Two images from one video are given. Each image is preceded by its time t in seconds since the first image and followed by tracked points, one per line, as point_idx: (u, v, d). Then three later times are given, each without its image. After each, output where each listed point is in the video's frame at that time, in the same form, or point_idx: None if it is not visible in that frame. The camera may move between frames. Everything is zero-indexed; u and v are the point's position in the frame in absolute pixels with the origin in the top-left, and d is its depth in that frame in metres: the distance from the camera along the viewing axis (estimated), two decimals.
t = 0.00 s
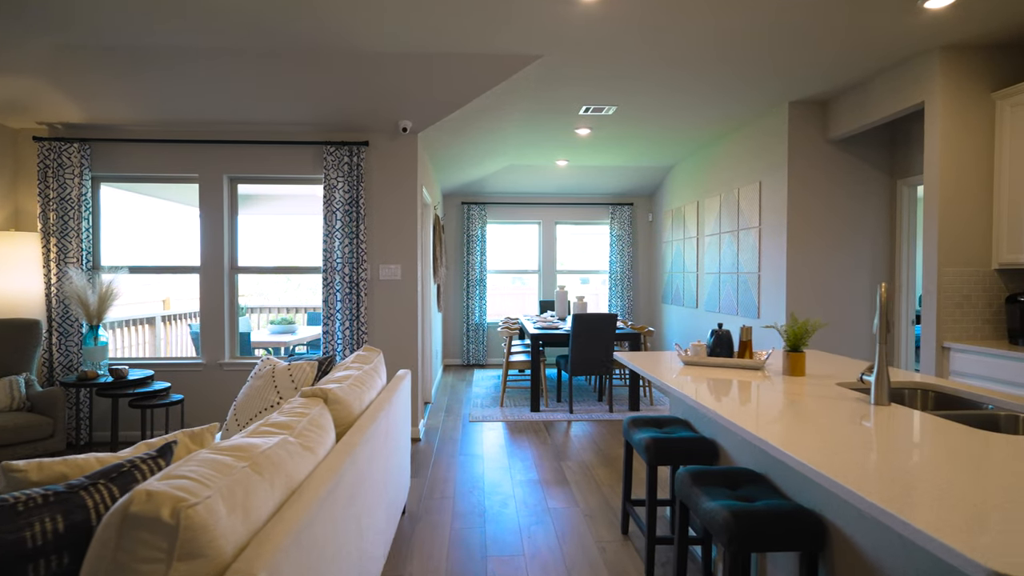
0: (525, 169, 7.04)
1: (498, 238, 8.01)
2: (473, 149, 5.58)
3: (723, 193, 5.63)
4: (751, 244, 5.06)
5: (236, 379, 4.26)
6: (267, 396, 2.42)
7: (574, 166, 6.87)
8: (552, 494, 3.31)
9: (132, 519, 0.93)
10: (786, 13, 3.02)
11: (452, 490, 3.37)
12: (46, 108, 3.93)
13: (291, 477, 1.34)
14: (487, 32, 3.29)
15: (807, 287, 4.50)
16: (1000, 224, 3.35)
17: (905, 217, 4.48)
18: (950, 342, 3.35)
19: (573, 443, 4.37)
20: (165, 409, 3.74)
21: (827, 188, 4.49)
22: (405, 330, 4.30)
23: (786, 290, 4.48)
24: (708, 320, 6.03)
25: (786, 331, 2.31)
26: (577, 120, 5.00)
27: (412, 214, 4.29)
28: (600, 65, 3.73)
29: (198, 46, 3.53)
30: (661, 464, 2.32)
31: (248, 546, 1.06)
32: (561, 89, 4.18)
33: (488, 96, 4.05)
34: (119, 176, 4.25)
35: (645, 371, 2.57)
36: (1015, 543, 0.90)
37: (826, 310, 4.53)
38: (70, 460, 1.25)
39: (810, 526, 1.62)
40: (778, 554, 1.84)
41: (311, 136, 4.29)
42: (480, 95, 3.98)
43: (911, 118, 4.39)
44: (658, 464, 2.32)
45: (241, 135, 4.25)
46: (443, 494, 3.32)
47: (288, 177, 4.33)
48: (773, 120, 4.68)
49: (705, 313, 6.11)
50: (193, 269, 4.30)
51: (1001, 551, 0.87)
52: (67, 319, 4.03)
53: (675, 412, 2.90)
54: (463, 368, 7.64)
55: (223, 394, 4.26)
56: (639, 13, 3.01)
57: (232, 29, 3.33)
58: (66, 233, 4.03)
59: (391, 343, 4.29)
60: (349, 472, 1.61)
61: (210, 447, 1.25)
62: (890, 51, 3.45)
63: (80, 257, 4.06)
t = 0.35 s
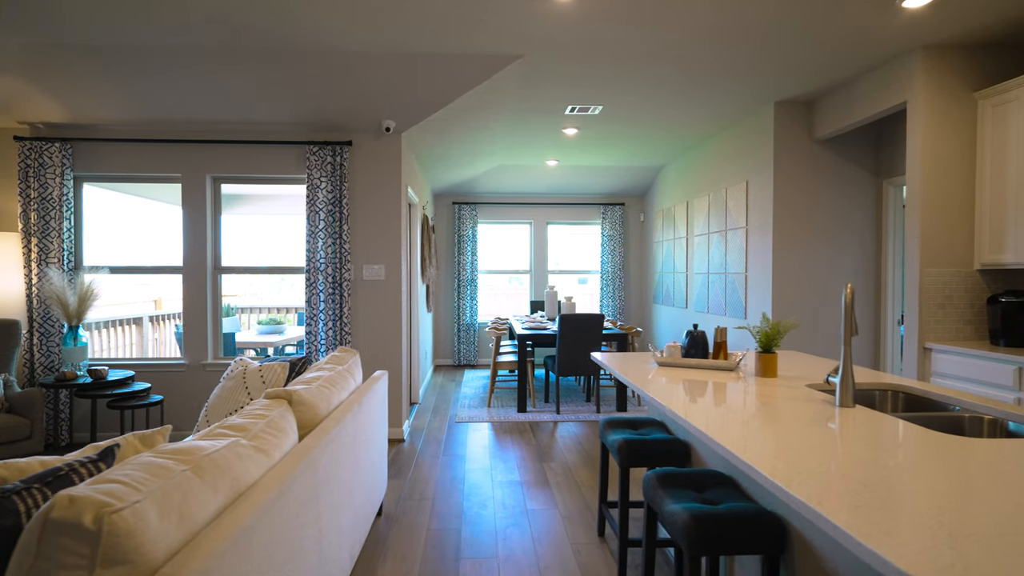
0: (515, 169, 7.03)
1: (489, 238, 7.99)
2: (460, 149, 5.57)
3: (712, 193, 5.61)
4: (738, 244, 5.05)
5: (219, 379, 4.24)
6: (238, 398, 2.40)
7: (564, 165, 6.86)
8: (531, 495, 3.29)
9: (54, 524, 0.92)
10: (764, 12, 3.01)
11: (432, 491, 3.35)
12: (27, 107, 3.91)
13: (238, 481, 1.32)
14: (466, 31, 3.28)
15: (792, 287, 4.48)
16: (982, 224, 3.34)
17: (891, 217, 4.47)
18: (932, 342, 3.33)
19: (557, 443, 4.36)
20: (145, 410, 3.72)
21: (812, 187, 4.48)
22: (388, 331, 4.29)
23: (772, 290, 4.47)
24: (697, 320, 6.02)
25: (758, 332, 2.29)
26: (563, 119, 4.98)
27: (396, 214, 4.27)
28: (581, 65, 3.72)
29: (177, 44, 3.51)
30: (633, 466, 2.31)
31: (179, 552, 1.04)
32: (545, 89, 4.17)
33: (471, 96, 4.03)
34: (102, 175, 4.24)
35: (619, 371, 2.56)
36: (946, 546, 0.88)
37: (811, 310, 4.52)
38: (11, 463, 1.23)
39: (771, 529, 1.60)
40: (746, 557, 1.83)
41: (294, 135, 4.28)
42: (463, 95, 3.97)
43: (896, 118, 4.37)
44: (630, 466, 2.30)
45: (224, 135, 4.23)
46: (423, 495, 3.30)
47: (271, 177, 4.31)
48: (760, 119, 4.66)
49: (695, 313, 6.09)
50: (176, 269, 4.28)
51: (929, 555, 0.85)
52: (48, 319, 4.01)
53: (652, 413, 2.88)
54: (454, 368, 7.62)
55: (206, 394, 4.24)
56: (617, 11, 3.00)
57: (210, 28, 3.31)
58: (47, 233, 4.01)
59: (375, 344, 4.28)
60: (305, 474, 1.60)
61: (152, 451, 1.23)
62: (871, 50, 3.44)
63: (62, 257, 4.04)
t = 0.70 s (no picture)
0: (506, 168, 7.02)
1: (481, 238, 7.98)
2: (448, 148, 5.56)
3: (701, 193, 5.61)
4: (726, 243, 5.04)
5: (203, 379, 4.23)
6: (210, 398, 2.39)
7: (555, 165, 6.85)
8: (512, 496, 3.28)
9: None
10: (744, 11, 3.00)
11: (412, 491, 3.34)
12: (10, 106, 3.90)
13: (189, 480, 1.31)
14: (447, 30, 3.28)
15: (779, 287, 4.47)
16: (965, 224, 3.33)
17: (877, 217, 4.46)
18: (914, 342, 3.32)
19: (543, 443, 4.35)
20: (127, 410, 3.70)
21: (799, 187, 4.47)
22: (373, 330, 4.28)
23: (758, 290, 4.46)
24: (687, 320, 6.01)
25: (731, 332, 2.28)
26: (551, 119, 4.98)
27: (381, 214, 4.26)
28: (564, 64, 3.71)
29: (158, 44, 3.51)
30: (607, 466, 2.30)
31: (111, 554, 1.02)
32: (530, 88, 4.16)
33: (456, 95, 4.02)
34: (86, 175, 4.23)
35: (594, 371, 2.55)
36: (876, 547, 0.86)
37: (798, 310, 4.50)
38: None
39: (734, 530, 1.59)
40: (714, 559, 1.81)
41: (279, 135, 4.27)
42: (447, 94, 3.96)
43: (883, 117, 4.36)
44: (603, 466, 2.29)
45: (208, 134, 4.22)
46: (403, 495, 3.29)
47: (257, 176, 4.30)
48: (747, 119, 4.66)
49: (685, 313, 6.08)
50: (161, 269, 4.27)
51: (855, 555, 0.84)
52: (31, 319, 4.00)
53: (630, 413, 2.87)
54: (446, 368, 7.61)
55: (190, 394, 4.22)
56: (597, 10, 2.99)
57: (191, 27, 3.31)
58: (30, 233, 3.99)
59: (360, 344, 4.27)
60: (264, 474, 1.58)
61: (98, 451, 1.22)
62: (854, 49, 3.43)
63: (45, 257, 4.02)
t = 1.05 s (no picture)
0: (496, 168, 7.01)
1: (472, 238, 7.97)
2: (435, 148, 5.55)
3: (689, 192, 5.60)
4: (713, 243, 5.03)
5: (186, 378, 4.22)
6: (180, 398, 2.38)
7: (545, 165, 6.84)
8: (491, 495, 3.27)
9: None
10: (722, 9, 2.99)
11: (391, 491, 3.33)
12: None
13: (135, 480, 1.30)
14: (426, 28, 3.27)
15: (764, 286, 4.46)
16: (946, 223, 3.31)
17: (862, 216, 4.45)
18: (895, 342, 3.31)
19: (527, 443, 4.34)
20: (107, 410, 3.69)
21: (784, 186, 4.46)
22: (357, 330, 4.27)
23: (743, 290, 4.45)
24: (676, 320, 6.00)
25: (702, 331, 2.27)
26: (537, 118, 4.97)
27: (364, 213, 4.25)
28: (546, 63, 3.70)
29: (138, 42, 3.50)
30: (578, 466, 2.29)
31: (38, 556, 1.01)
32: (514, 87, 4.15)
33: (439, 94, 4.01)
34: (69, 174, 4.22)
35: (567, 370, 2.54)
36: (800, 550, 0.84)
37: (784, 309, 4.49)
38: None
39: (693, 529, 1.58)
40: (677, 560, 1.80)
41: (262, 134, 4.26)
42: (430, 93, 3.95)
43: (868, 117, 4.35)
44: (574, 466, 2.28)
45: (191, 133, 4.21)
46: (381, 495, 3.28)
47: (240, 175, 4.29)
48: (733, 118, 4.65)
49: (673, 313, 6.07)
50: (143, 268, 4.26)
51: (775, 556, 0.83)
52: (13, 319, 3.99)
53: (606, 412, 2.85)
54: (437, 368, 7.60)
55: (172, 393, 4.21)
56: (574, 8, 2.98)
57: (170, 26, 3.30)
58: (12, 232, 3.98)
59: (343, 344, 4.26)
60: (219, 474, 1.57)
61: (36, 451, 1.20)
62: (834, 48, 3.42)
63: (26, 256, 4.01)
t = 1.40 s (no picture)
0: (487, 168, 7.00)
1: (464, 238, 7.95)
2: (424, 147, 5.53)
3: (678, 192, 5.59)
4: (701, 242, 5.01)
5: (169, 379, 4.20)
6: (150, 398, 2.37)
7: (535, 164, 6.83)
8: (471, 496, 3.25)
9: None
10: (701, 7, 2.98)
11: (372, 492, 3.32)
12: None
13: (81, 482, 1.29)
14: (405, 27, 3.25)
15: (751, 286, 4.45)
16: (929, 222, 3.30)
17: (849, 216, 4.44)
18: (878, 342, 3.29)
19: (512, 443, 4.32)
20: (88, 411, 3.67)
21: (771, 186, 4.45)
22: (341, 330, 4.25)
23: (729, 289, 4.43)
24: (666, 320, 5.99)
25: (675, 331, 2.26)
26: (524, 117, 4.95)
27: (348, 213, 4.24)
28: (528, 62, 3.68)
29: (118, 42, 3.49)
30: (551, 467, 2.27)
31: None
32: (498, 86, 4.14)
33: (423, 93, 3.99)
34: (52, 174, 4.21)
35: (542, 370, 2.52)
36: (725, 553, 0.82)
37: (771, 309, 4.47)
38: None
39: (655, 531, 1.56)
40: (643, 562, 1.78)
41: (247, 134, 4.24)
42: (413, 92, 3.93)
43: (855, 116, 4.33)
44: (546, 467, 2.26)
45: (175, 133, 4.19)
46: (362, 495, 3.27)
47: (225, 175, 4.28)
48: (720, 117, 4.63)
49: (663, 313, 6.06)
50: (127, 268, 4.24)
51: (699, 557, 0.81)
52: None
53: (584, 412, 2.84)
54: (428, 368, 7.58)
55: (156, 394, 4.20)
56: (553, 7, 2.97)
57: (149, 25, 3.28)
58: None
59: (328, 343, 4.24)
60: (175, 476, 1.55)
61: None
62: (817, 47, 3.40)
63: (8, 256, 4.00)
